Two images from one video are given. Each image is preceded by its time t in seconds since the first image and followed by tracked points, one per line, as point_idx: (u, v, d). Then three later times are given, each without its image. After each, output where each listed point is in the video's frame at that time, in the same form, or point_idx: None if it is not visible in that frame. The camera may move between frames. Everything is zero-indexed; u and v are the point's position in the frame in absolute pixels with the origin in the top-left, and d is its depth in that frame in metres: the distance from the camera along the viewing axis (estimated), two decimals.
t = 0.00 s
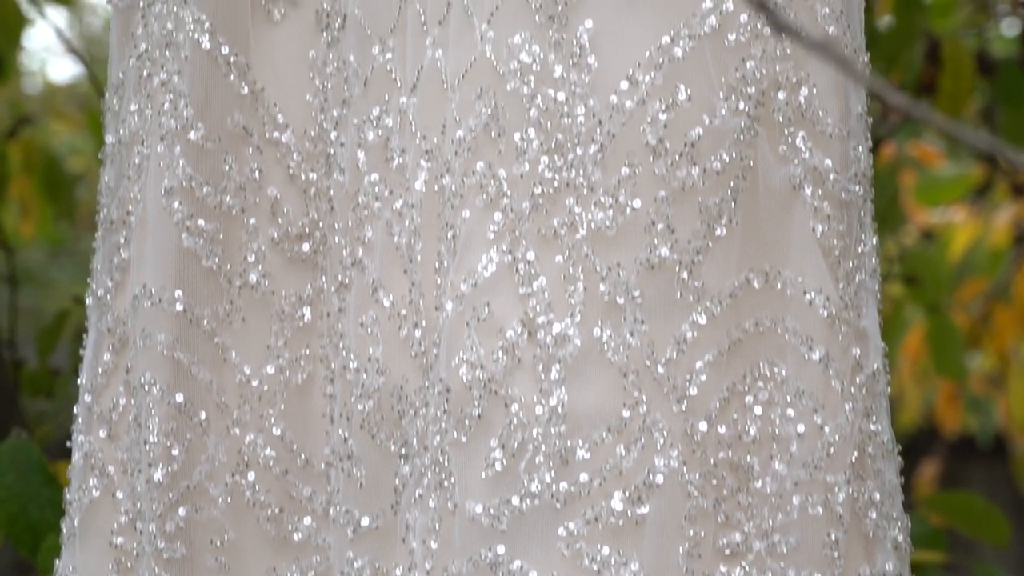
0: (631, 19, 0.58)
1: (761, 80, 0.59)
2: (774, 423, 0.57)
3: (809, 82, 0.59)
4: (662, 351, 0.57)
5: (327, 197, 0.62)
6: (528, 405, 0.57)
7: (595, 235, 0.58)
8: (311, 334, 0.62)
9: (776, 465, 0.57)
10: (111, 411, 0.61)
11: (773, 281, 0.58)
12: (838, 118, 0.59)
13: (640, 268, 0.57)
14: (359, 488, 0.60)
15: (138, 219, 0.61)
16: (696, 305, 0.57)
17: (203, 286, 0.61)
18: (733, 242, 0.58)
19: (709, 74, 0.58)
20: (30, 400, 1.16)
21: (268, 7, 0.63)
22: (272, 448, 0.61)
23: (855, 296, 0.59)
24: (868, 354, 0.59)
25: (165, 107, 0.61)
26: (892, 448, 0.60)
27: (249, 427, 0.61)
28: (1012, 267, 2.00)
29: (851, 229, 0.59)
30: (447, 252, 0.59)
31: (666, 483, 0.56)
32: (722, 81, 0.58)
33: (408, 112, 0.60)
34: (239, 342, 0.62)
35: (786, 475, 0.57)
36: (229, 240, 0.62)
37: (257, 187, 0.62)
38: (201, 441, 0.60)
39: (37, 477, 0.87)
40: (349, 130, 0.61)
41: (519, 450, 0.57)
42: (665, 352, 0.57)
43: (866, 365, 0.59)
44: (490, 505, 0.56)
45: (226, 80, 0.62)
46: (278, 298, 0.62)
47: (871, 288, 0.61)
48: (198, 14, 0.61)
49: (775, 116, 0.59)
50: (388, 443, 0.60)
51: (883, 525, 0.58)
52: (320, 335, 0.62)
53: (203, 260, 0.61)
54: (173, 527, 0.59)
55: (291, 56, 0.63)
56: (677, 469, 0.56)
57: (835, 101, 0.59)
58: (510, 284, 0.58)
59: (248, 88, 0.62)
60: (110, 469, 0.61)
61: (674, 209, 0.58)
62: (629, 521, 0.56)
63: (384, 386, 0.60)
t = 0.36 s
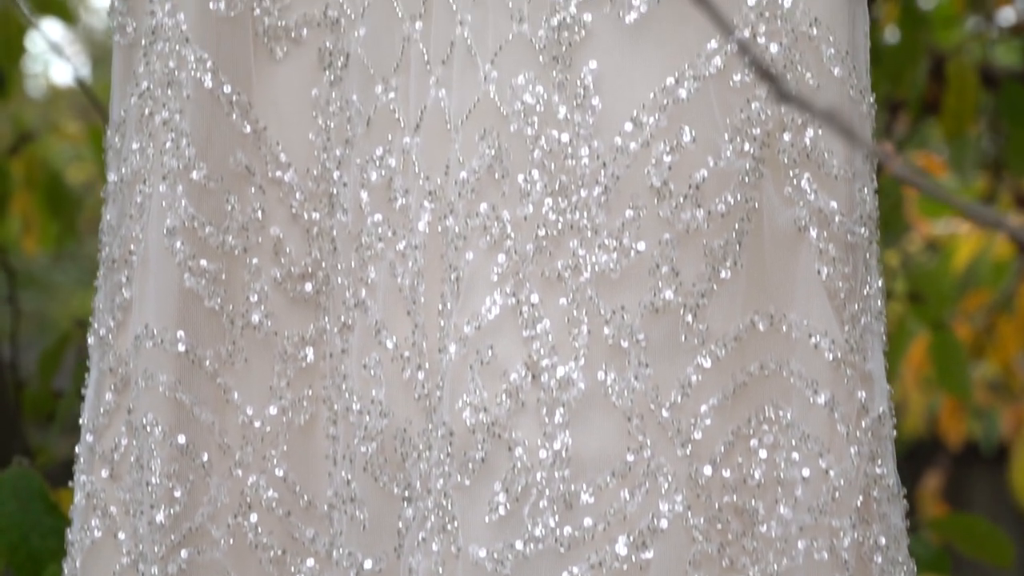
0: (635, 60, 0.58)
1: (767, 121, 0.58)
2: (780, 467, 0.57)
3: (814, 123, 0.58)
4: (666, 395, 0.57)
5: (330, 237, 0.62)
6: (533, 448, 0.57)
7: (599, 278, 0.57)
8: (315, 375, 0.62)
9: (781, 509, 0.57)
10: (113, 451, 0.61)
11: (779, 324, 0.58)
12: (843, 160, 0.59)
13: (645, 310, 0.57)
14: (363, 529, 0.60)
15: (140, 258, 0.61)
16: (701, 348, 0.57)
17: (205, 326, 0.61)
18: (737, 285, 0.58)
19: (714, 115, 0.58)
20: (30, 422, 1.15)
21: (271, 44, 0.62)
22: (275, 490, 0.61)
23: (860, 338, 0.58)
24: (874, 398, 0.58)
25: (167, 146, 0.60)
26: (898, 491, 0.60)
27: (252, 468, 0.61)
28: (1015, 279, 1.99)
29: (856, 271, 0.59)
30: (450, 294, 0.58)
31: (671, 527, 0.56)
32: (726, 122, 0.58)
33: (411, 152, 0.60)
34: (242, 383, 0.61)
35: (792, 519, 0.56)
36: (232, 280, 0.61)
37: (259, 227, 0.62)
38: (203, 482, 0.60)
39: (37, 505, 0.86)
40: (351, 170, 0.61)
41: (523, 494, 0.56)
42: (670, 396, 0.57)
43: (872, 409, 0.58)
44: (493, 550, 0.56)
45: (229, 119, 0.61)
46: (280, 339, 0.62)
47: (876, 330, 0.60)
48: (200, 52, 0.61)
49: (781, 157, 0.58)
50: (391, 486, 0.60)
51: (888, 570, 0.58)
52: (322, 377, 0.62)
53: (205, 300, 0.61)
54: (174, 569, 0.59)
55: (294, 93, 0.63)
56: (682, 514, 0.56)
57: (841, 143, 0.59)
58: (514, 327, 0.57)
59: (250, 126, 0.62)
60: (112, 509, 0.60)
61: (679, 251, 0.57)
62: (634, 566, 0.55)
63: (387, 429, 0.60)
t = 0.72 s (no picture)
0: (638, 104, 0.58)
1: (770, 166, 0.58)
2: (783, 513, 0.57)
3: (818, 167, 0.58)
4: (670, 442, 0.56)
5: (332, 279, 0.62)
6: (535, 495, 0.56)
7: (601, 323, 0.57)
8: (316, 419, 0.62)
9: (784, 556, 0.56)
10: (114, 494, 0.60)
11: (782, 370, 0.58)
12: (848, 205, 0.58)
13: (648, 357, 0.57)
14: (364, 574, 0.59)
15: (142, 300, 0.61)
16: (705, 394, 0.57)
17: (207, 370, 0.61)
18: (741, 331, 0.58)
19: (717, 160, 0.58)
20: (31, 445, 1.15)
21: (273, 86, 0.62)
22: (276, 534, 0.61)
23: (864, 385, 0.58)
24: (878, 444, 0.58)
25: (168, 188, 0.60)
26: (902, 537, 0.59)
27: (253, 511, 0.60)
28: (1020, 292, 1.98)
29: (860, 317, 0.58)
30: (451, 340, 0.58)
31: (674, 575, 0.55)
32: (730, 167, 0.58)
33: (414, 196, 0.60)
34: (243, 426, 0.61)
35: (796, 566, 0.56)
36: (234, 323, 0.61)
37: (260, 270, 0.62)
38: (205, 527, 0.60)
39: (39, 536, 0.84)
40: (353, 213, 0.61)
41: (525, 541, 0.56)
42: (673, 443, 0.56)
43: (876, 455, 0.58)
44: None
45: (230, 161, 0.61)
46: (282, 382, 0.62)
47: (880, 375, 0.60)
48: (201, 94, 0.61)
49: (784, 202, 0.58)
50: (392, 530, 0.59)
51: None
52: (324, 420, 0.62)
53: (207, 343, 0.60)
54: None
55: (296, 136, 0.63)
56: (685, 561, 0.56)
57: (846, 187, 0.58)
58: (517, 373, 0.57)
59: (252, 168, 0.62)
60: (113, 552, 0.60)
61: (682, 297, 0.57)
62: None
63: (389, 474, 0.59)
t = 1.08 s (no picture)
0: (639, 150, 0.58)
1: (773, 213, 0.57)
2: (785, 562, 0.56)
3: (820, 214, 0.58)
4: (671, 490, 0.56)
5: (332, 324, 0.62)
6: (536, 543, 0.56)
7: (602, 371, 0.57)
8: (316, 464, 0.62)
9: None
10: (114, 538, 0.60)
11: (784, 418, 0.57)
12: (850, 252, 0.58)
13: (649, 405, 0.56)
14: None
15: (142, 344, 0.60)
16: (705, 443, 0.57)
17: (207, 416, 0.60)
18: (742, 380, 0.57)
19: (719, 207, 0.58)
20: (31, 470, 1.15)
21: (273, 129, 0.63)
22: None
23: (866, 433, 0.58)
24: (880, 491, 0.58)
25: (168, 233, 0.60)
26: None
27: (253, 556, 0.60)
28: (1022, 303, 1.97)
29: (862, 364, 0.58)
30: (453, 385, 0.58)
31: None
32: (732, 214, 0.57)
33: (414, 241, 0.59)
34: (243, 471, 0.61)
35: None
36: (234, 368, 0.61)
37: (260, 314, 0.62)
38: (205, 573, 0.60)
39: (38, 568, 0.83)
40: (354, 258, 0.61)
41: None
42: (674, 491, 0.56)
43: (878, 503, 0.58)
44: None
45: (230, 206, 0.61)
46: (282, 428, 0.62)
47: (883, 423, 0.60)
48: (201, 137, 0.60)
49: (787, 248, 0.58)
50: None
51: None
52: (324, 465, 0.62)
53: (207, 388, 0.60)
54: None
55: (296, 180, 0.63)
56: None
57: (848, 235, 0.58)
58: (518, 420, 0.57)
59: (252, 213, 0.62)
60: None
61: (683, 345, 0.57)
62: None
63: (390, 521, 0.59)
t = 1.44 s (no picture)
0: (641, 200, 0.57)
1: (774, 263, 0.57)
2: None
3: (823, 265, 0.58)
4: (672, 543, 0.55)
5: (332, 373, 0.62)
6: None
7: (604, 423, 0.56)
8: (317, 513, 0.62)
9: None
10: None
11: (786, 469, 0.57)
12: (851, 303, 0.58)
13: (650, 457, 0.56)
14: None
15: (142, 392, 0.61)
16: (707, 495, 0.56)
17: (208, 465, 0.60)
18: (744, 431, 0.57)
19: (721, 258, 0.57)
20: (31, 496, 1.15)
21: (273, 176, 0.62)
22: None
23: (868, 484, 0.58)
24: (882, 543, 0.58)
25: (168, 280, 0.60)
26: None
27: None
28: None
29: (865, 415, 0.58)
30: (454, 436, 0.58)
31: None
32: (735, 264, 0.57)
33: (415, 290, 0.59)
34: (244, 520, 0.61)
35: None
36: (234, 418, 0.61)
37: (261, 361, 0.62)
38: None
39: None
40: (354, 306, 0.61)
41: None
42: (675, 544, 0.55)
43: (879, 554, 0.58)
44: None
45: (231, 254, 0.61)
46: (282, 477, 0.62)
47: (885, 473, 0.60)
48: (201, 185, 0.60)
49: (789, 298, 0.57)
50: None
51: None
52: (324, 514, 0.62)
53: (207, 437, 0.60)
54: None
55: (297, 227, 0.63)
56: None
57: (849, 285, 0.58)
58: (519, 472, 0.56)
59: (252, 260, 0.61)
60: None
61: (685, 397, 0.57)
62: None
63: (391, 572, 0.58)
